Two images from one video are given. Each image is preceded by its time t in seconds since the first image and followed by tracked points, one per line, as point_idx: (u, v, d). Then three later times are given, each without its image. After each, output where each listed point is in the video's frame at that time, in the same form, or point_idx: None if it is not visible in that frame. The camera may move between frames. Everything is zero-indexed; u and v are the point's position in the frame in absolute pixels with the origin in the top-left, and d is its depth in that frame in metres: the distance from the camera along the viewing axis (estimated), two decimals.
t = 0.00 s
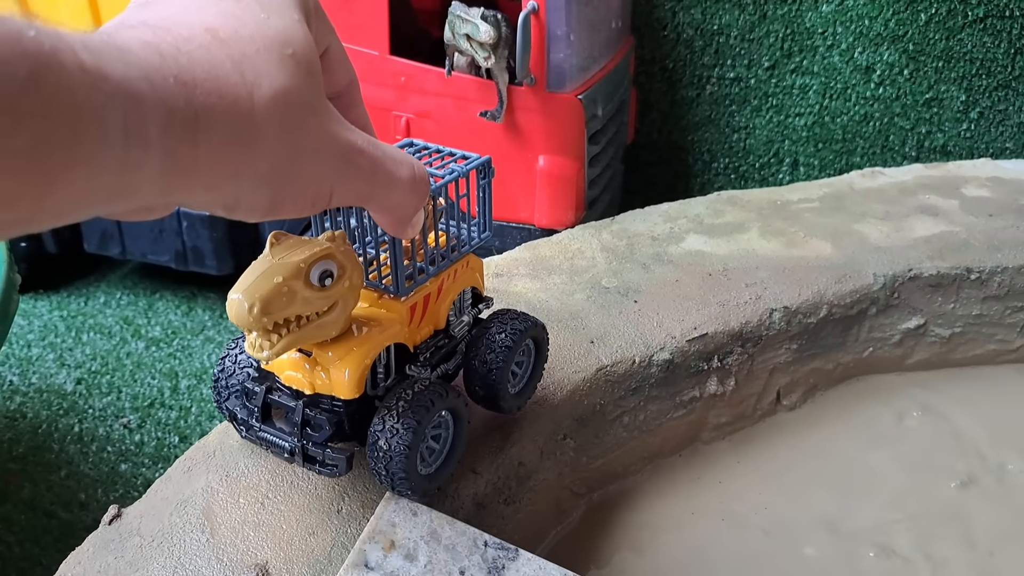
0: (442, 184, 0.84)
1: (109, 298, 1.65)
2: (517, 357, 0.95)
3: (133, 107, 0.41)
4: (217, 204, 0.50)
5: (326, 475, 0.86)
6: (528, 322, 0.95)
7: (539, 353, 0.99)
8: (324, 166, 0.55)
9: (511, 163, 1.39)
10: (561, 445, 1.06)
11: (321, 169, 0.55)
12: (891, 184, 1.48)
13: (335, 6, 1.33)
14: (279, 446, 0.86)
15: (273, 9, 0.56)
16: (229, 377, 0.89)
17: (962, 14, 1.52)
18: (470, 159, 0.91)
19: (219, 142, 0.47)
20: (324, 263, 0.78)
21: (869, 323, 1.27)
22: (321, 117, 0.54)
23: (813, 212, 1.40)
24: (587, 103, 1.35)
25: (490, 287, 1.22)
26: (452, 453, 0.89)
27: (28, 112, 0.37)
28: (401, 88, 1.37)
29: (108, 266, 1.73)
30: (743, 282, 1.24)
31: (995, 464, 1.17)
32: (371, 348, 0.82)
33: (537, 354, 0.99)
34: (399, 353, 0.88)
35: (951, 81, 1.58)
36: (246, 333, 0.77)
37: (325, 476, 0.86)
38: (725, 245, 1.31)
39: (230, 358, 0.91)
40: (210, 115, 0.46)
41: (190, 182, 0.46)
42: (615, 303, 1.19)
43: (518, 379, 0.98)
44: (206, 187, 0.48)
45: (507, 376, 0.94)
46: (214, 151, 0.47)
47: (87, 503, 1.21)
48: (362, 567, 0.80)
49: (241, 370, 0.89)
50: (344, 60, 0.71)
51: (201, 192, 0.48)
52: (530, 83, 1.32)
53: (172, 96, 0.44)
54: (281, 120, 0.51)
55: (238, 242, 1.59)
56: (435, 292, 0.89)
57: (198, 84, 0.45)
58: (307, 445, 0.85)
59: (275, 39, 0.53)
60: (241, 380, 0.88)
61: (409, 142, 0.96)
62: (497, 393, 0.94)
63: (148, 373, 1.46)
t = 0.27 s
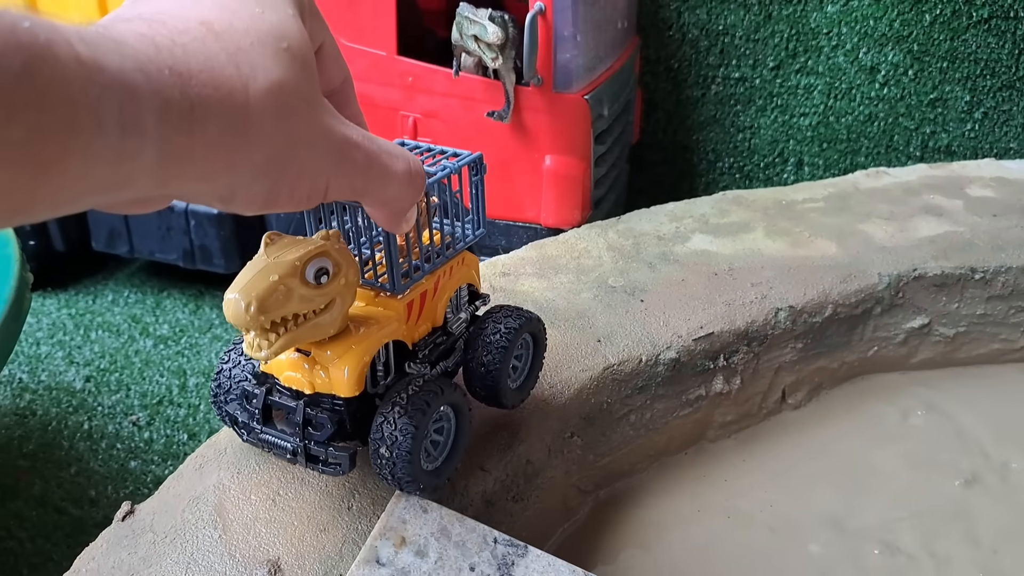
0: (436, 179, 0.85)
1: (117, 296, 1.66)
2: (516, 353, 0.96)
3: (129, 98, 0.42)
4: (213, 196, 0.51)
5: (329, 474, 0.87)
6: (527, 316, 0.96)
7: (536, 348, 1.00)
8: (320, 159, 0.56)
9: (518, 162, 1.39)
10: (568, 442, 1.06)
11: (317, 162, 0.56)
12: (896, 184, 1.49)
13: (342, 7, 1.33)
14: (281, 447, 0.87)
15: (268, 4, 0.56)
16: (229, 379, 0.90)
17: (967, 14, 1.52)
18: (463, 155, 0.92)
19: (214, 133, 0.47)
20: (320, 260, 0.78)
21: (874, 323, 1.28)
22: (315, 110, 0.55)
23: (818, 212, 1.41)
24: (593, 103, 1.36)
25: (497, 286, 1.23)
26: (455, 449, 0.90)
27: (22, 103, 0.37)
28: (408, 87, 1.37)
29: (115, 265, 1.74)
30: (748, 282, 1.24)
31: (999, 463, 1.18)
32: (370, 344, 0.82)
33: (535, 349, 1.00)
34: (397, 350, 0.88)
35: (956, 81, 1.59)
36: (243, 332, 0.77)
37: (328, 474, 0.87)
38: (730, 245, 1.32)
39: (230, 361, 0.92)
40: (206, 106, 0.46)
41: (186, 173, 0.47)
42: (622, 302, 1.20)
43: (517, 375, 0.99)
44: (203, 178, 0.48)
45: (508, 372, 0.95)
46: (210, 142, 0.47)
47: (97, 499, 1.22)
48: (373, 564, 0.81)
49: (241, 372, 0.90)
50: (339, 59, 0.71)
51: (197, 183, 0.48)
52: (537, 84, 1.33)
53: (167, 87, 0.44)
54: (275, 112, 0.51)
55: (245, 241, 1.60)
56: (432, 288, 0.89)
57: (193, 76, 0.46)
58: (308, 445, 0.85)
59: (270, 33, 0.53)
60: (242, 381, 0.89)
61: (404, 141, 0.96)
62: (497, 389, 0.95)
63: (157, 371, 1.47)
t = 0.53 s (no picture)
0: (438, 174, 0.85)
1: (124, 292, 1.66)
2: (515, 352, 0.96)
3: (128, 86, 0.42)
4: (213, 185, 0.51)
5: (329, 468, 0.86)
6: (523, 317, 0.95)
7: (535, 348, 1.00)
8: (320, 150, 0.56)
9: (524, 159, 1.40)
10: (574, 437, 1.07)
11: (319, 153, 0.56)
12: (901, 181, 1.49)
13: (348, 4, 1.34)
14: (278, 442, 0.86)
15: None
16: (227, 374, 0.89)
17: (971, 12, 1.53)
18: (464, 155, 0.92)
19: (214, 123, 0.48)
20: (321, 251, 0.78)
21: (879, 319, 1.28)
22: (316, 102, 0.55)
23: (823, 208, 1.42)
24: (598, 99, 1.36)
25: (504, 282, 1.24)
26: (454, 445, 0.89)
27: (21, 89, 0.38)
28: (415, 85, 1.38)
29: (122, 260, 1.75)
30: (753, 278, 1.25)
31: (1004, 459, 1.18)
32: (368, 339, 0.82)
33: (534, 348, 1.00)
34: (397, 347, 0.88)
35: (960, 78, 1.59)
36: (244, 323, 0.77)
37: (326, 469, 0.86)
38: (735, 241, 1.33)
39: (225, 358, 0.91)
40: (206, 96, 0.47)
41: (185, 162, 0.47)
42: (627, 298, 1.21)
43: (516, 374, 0.99)
44: (203, 168, 0.49)
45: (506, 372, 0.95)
46: (210, 131, 0.47)
47: (106, 493, 1.23)
48: (383, 556, 0.81)
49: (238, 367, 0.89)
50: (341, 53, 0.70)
51: (197, 173, 0.49)
52: (543, 81, 1.34)
53: (167, 76, 0.44)
54: (276, 103, 0.52)
55: (252, 237, 1.61)
56: (431, 285, 0.90)
57: (193, 64, 0.46)
58: (307, 440, 0.85)
59: (272, 23, 0.53)
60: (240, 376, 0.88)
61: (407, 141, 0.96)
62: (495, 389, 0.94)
63: (164, 366, 1.47)
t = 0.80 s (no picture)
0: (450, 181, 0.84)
1: (136, 288, 1.68)
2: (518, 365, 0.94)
3: (139, 86, 0.41)
4: (223, 184, 0.50)
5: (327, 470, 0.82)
6: (528, 327, 0.93)
7: (538, 361, 0.98)
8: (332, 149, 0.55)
9: (534, 155, 1.41)
10: (586, 431, 1.08)
11: (330, 153, 0.55)
12: (908, 178, 1.51)
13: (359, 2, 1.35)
14: (276, 442, 0.83)
15: None
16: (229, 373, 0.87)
17: (978, 10, 1.54)
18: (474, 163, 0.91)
19: (225, 121, 0.47)
20: (333, 248, 0.77)
21: (887, 315, 1.29)
22: (329, 100, 0.54)
23: (831, 205, 1.43)
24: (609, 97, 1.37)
25: (515, 277, 1.25)
26: (454, 450, 0.86)
27: (31, 90, 0.37)
28: (426, 81, 1.39)
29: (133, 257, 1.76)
30: (762, 274, 1.26)
31: (1011, 453, 1.19)
32: (374, 342, 0.80)
33: (536, 361, 0.97)
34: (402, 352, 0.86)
35: (968, 77, 1.60)
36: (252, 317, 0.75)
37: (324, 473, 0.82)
38: (744, 238, 1.34)
39: (224, 361, 0.89)
40: (217, 95, 0.46)
41: (195, 162, 0.46)
42: (638, 294, 1.22)
43: (518, 387, 0.96)
44: (212, 167, 0.48)
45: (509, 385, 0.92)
46: (220, 131, 0.46)
47: (121, 486, 1.24)
48: (401, 546, 0.82)
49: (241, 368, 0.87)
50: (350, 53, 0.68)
51: (207, 172, 0.48)
52: (554, 78, 1.34)
53: (178, 75, 0.43)
54: (288, 103, 0.51)
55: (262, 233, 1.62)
56: (437, 291, 0.88)
57: (204, 64, 0.45)
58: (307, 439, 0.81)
59: (282, 23, 0.52)
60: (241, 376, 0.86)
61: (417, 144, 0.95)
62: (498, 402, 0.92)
63: (177, 361, 1.49)
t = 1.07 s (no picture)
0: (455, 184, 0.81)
1: (142, 279, 1.69)
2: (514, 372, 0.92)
3: (145, 79, 0.41)
4: (228, 178, 0.50)
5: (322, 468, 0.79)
6: (524, 336, 0.92)
7: (532, 370, 0.96)
8: (337, 145, 0.54)
9: (540, 147, 1.42)
10: (591, 417, 1.09)
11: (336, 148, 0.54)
12: (911, 170, 1.51)
13: None
14: (270, 437, 0.80)
15: None
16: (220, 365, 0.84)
17: (981, 4, 1.55)
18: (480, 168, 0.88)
19: (231, 115, 0.46)
20: (344, 241, 0.76)
21: (890, 305, 1.30)
22: (335, 96, 0.53)
23: (834, 197, 1.44)
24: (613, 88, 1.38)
25: (521, 267, 1.26)
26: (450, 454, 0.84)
27: (36, 82, 0.36)
28: (432, 73, 1.40)
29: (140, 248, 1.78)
30: (766, 265, 1.27)
31: (1012, 441, 1.20)
32: (376, 340, 0.78)
33: (531, 370, 0.96)
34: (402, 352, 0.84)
35: (970, 70, 1.61)
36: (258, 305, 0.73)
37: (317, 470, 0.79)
38: (748, 229, 1.35)
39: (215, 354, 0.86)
40: (223, 89, 0.45)
41: (201, 156, 0.46)
42: (642, 283, 1.23)
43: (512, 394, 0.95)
44: (219, 161, 0.47)
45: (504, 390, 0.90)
46: (227, 125, 0.46)
47: (129, 474, 1.25)
48: (409, 527, 0.83)
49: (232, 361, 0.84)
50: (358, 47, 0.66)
51: (213, 166, 0.47)
52: (559, 70, 1.35)
53: (185, 68, 0.43)
54: (294, 97, 0.50)
55: (268, 224, 1.63)
56: (438, 294, 0.86)
57: (210, 57, 0.44)
58: (302, 434, 0.79)
59: (291, 16, 0.51)
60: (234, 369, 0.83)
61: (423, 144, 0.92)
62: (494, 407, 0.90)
63: (184, 351, 1.50)
